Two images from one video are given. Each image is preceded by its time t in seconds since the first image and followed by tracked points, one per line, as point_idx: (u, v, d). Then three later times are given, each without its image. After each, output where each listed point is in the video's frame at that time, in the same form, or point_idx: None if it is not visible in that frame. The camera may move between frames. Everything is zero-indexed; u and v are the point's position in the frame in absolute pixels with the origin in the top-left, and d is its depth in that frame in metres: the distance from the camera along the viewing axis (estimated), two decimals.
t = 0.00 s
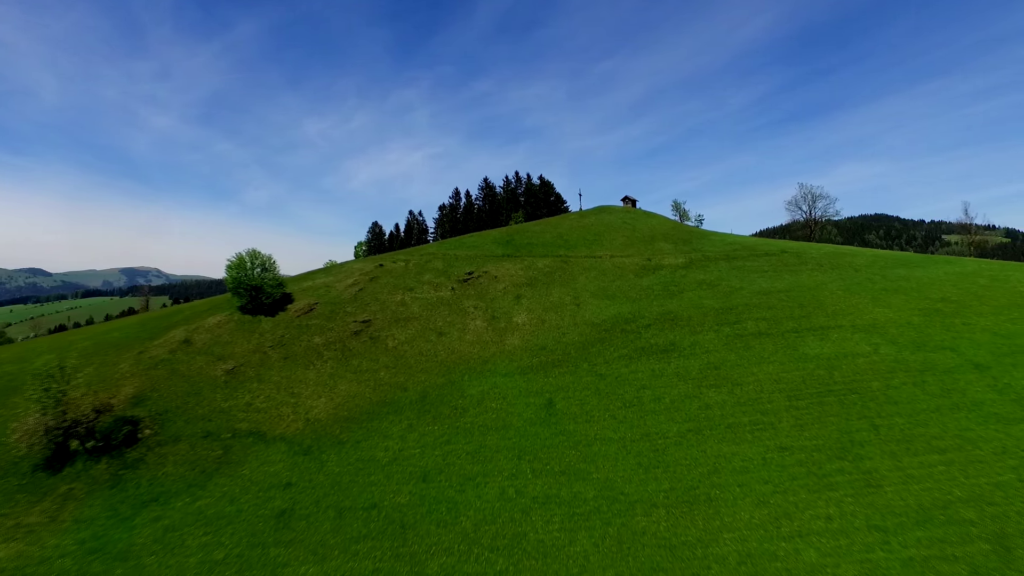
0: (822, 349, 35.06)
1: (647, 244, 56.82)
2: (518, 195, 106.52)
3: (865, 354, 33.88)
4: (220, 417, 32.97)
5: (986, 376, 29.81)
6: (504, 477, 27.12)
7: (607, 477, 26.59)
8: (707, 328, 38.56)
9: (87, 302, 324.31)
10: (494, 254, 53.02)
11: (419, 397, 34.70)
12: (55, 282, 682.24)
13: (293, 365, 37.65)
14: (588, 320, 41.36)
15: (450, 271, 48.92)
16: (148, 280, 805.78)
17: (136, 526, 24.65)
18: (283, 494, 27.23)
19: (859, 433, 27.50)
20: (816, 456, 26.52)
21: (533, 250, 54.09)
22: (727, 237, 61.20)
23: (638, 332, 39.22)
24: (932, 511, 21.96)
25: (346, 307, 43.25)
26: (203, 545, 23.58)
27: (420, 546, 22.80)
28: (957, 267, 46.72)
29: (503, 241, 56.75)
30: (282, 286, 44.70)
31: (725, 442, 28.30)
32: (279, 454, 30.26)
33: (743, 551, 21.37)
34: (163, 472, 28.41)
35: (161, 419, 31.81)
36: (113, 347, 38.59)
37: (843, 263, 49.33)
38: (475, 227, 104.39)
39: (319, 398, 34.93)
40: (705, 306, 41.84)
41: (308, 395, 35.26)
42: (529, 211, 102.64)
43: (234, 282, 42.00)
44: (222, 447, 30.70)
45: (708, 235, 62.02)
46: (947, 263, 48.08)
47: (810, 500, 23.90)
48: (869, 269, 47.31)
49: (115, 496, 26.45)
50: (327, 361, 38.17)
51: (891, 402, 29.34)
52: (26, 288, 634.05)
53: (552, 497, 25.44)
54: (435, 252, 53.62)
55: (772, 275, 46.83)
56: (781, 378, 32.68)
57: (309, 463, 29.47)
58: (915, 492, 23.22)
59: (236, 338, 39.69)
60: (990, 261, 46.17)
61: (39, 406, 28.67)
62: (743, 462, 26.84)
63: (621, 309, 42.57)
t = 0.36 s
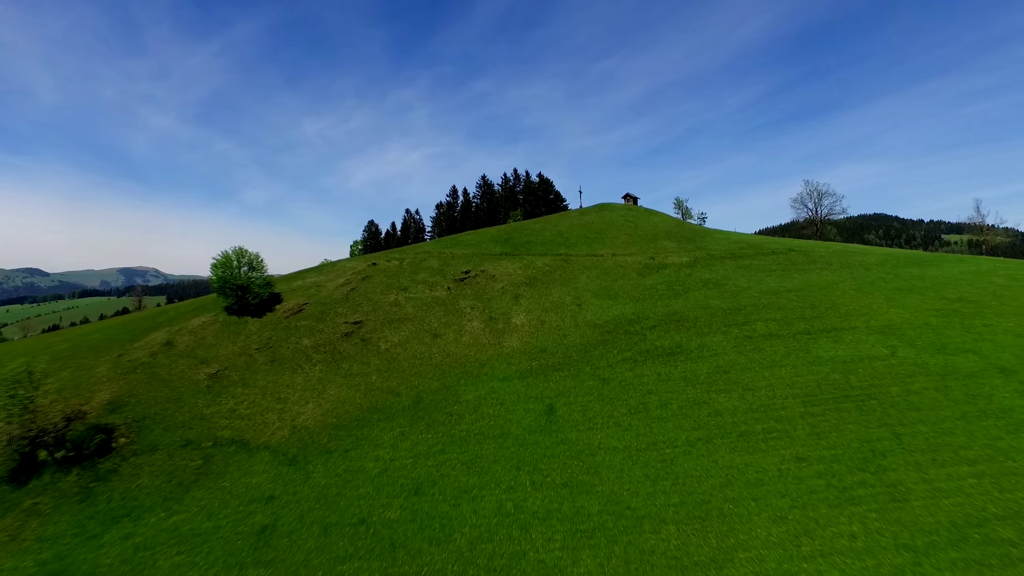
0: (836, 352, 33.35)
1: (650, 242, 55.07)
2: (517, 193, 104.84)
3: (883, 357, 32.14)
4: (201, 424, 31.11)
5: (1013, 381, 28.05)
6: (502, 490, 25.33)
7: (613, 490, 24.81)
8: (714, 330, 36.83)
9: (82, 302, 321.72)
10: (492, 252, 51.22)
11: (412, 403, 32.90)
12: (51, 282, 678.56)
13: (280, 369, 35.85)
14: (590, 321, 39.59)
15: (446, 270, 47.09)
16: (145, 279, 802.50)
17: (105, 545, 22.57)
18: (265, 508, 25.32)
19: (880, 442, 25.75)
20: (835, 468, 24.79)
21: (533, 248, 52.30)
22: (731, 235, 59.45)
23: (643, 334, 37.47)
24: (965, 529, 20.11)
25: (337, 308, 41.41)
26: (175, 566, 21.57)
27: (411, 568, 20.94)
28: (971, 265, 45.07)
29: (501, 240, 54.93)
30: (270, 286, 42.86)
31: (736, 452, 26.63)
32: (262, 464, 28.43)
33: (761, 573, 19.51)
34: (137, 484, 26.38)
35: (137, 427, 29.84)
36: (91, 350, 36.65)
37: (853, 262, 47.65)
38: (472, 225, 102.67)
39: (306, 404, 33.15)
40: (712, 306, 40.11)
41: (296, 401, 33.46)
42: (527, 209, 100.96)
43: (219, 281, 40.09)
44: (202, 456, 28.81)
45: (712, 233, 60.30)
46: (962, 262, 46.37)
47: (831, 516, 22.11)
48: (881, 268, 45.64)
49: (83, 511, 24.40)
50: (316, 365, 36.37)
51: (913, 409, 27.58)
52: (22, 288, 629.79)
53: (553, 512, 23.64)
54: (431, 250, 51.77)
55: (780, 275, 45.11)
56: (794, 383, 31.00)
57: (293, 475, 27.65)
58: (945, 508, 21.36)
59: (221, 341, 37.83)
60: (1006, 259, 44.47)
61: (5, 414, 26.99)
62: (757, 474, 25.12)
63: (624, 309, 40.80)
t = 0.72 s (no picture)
0: (852, 355, 31.63)
1: (653, 241, 53.30)
2: (516, 190, 103.07)
3: (902, 361, 30.38)
4: (180, 432, 29.22)
5: None
6: (500, 505, 23.50)
7: (618, 505, 23.00)
8: (723, 332, 35.09)
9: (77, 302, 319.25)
10: (490, 251, 49.40)
11: (405, 409, 31.10)
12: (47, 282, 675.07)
13: (266, 374, 34.02)
14: (592, 322, 37.82)
15: (442, 269, 45.26)
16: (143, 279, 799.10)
17: (66, 567, 20.57)
18: (243, 525, 23.42)
19: (905, 453, 23.95)
20: (857, 481, 22.99)
21: (532, 246, 50.51)
22: (736, 233, 57.68)
23: (648, 336, 35.70)
24: (1007, 551, 18.12)
25: (328, 309, 39.58)
26: None
27: None
28: (988, 264, 43.39)
29: (500, 237, 53.12)
30: (257, 285, 41.01)
31: (750, 464, 24.88)
32: (243, 476, 26.57)
33: None
34: (107, 499, 24.43)
35: (111, 435, 27.92)
36: (67, 353, 34.71)
37: (864, 261, 45.93)
38: (470, 223, 100.89)
39: (293, 411, 31.35)
40: (719, 307, 38.36)
41: (282, 408, 31.64)
42: (526, 206, 99.22)
43: (203, 280, 38.15)
44: (180, 467, 26.92)
45: (716, 231, 58.56)
46: (977, 261, 44.64)
47: (856, 535, 20.19)
48: (893, 267, 43.93)
49: (46, 529, 22.47)
50: (304, 368, 34.57)
51: (938, 417, 25.76)
52: (18, 288, 626.32)
53: (555, 529, 21.78)
54: (427, 248, 49.92)
55: (789, 274, 43.39)
56: (809, 389, 29.26)
57: (276, 487, 25.81)
58: (982, 527, 19.39)
59: (204, 343, 35.97)
60: None
61: None
62: (773, 488, 23.34)
63: (627, 310, 39.01)
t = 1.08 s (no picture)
0: (870, 358, 29.87)
1: (657, 239, 51.54)
2: (514, 188, 101.33)
3: (924, 365, 28.59)
4: (157, 442, 27.29)
5: None
6: (497, 523, 21.62)
7: (626, 523, 21.11)
8: (732, 334, 33.36)
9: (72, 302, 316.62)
10: (488, 249, 47.56)
11: (397, 417, 29.28)
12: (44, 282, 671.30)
13: (251, 379, 32.15)
14: (594, 324, 36.04)
15: (438, 267, 43.41)
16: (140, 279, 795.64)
17: None
18: (219, 544, 21.41)
19: (934, 465, 22.07)
20: (884, 497, 21.04)
21: (531, 244, 48.70)
22: (742, 231, 55.90)
23: (654, 338, 33.93)
24: None
25: (318, 309, 37.72)
26: None
27: None
28: (1006, 263, 41.62)
29: (498, 235, 51.29)
30: (244, 285, 39.17)
31: (767, 477, 23.09)
32: (222, 490, 24.69)
33: None
34: (73, 516, 22.41)
35: (81, 446, 25.98)
36: (40, 357, 32.75)
37: (876, 260, 44.25)
38: (468, 222, 99.13)
39: (278, 418, 29.54)
40: (728, 307, 36.61)
41: (266, 415, 29.78)
42: (525, 205, 97.50)
43: (186, 279, 36.23)
44: (154, 480, 24.96)
45: (721, 229, 56.83)
46: (995, 259, 42.86)
47: (887, 557, 18.05)
48: (907, 266, 42.23)
49: (2, 551, 20.49)
50: (291, 373, 32.74)
51: (968, 425, 23.85)
52: (14, 288, 622.27)
53: (557, 549, 19.82)
54: (422, 246, 47.99)
55: (799, 274, 41.66)
56: (827, 395, 27.50)
57: (257, 502, 23.93)
58: None
59: (186, 346, 34.06)
60: None
61: None
62: (793, 503, 21.47)
63: (632, 311, 37.24)
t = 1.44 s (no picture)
0: (892, 363, 28.07)
1: (661, 237, 49.74)
2: (513, 186, 99.55)
3: (950, 370, 26.74)
4: (129, 453, 25.27)
5: None
6: (494, 544, 19.71)
7: (634, 545, 19.19)
8: (743, 337, 31.59)
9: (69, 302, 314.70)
10: (485, 247, 45.69)
11: (388, 426, 27.46)
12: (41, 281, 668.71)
13: (234, 385, 30.25)
14: (597, 326, 34.23)
15: (433, 266, 41.51)
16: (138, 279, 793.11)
17: None
18: (190, 569, 19.38)
19: (970, 481, 20.11)
20: (916, 516, 19.05)
21: (531, 243, 46.86)
22: (748, 229, 54.13)
23: (661, 341, 32.13)
24: None
25: (306, 311, 35.85)
26: None
27: None
28: None
29: (496, 233, 49.42)
30: (228, 285, 37.24)
31: (787, 493, 21.23)
32: (197, 507, 22.72)
33: None
34: (30, 536, 20.32)
35: (46, 458, 24.01)
36: (9, 362, 30.74)
37: (889, 259, 42.49)
38: (465, 220, 97.33)
39: (260, 427, 27.66)
40: (738, 309, 34.84)
41: (249, 424, 27.86)
42: (524, 203, 95.81)
43: (166, 279, 34.21)
44: (124, 496, 22.91)
45: (726, 227, 55.08)
46: (1014, 259, 41.05)
47: None
48: (923, 266, 40.47)
49: None
50: (276, 378, 30.88)
51: (1003, 437, 21.89)
52: (10, 287, 618.66)
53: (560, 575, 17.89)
54: (417, 244, 46.07)
55: (810, 274, 39.87)
56: (846, 403, 25.69)
57: (234, 521, 21.95)
58: None
59: (166, 349, 32.10)
60: None
61: None
62: (816, 523, 19.52)
63: (636, 312, 35.43)
